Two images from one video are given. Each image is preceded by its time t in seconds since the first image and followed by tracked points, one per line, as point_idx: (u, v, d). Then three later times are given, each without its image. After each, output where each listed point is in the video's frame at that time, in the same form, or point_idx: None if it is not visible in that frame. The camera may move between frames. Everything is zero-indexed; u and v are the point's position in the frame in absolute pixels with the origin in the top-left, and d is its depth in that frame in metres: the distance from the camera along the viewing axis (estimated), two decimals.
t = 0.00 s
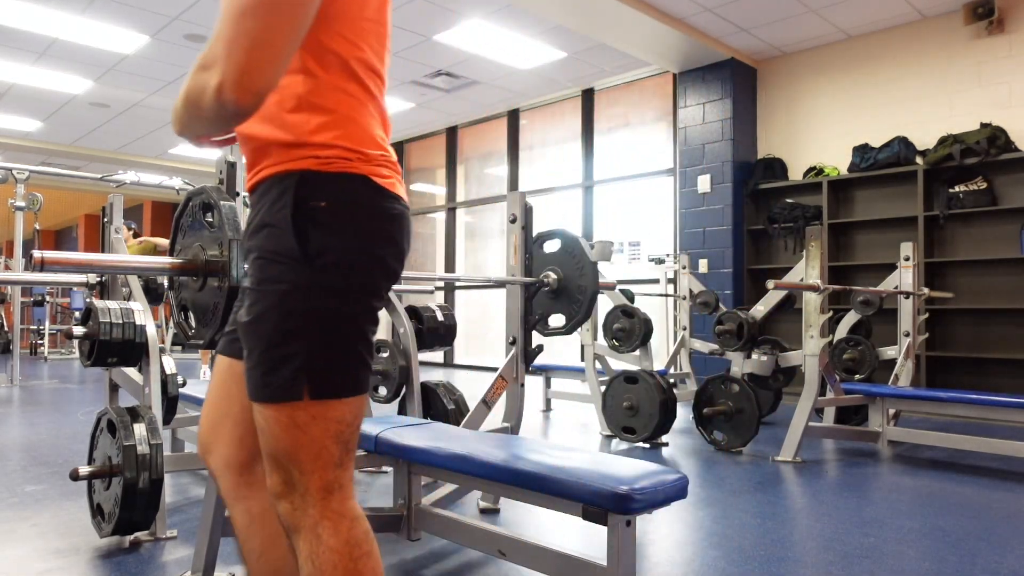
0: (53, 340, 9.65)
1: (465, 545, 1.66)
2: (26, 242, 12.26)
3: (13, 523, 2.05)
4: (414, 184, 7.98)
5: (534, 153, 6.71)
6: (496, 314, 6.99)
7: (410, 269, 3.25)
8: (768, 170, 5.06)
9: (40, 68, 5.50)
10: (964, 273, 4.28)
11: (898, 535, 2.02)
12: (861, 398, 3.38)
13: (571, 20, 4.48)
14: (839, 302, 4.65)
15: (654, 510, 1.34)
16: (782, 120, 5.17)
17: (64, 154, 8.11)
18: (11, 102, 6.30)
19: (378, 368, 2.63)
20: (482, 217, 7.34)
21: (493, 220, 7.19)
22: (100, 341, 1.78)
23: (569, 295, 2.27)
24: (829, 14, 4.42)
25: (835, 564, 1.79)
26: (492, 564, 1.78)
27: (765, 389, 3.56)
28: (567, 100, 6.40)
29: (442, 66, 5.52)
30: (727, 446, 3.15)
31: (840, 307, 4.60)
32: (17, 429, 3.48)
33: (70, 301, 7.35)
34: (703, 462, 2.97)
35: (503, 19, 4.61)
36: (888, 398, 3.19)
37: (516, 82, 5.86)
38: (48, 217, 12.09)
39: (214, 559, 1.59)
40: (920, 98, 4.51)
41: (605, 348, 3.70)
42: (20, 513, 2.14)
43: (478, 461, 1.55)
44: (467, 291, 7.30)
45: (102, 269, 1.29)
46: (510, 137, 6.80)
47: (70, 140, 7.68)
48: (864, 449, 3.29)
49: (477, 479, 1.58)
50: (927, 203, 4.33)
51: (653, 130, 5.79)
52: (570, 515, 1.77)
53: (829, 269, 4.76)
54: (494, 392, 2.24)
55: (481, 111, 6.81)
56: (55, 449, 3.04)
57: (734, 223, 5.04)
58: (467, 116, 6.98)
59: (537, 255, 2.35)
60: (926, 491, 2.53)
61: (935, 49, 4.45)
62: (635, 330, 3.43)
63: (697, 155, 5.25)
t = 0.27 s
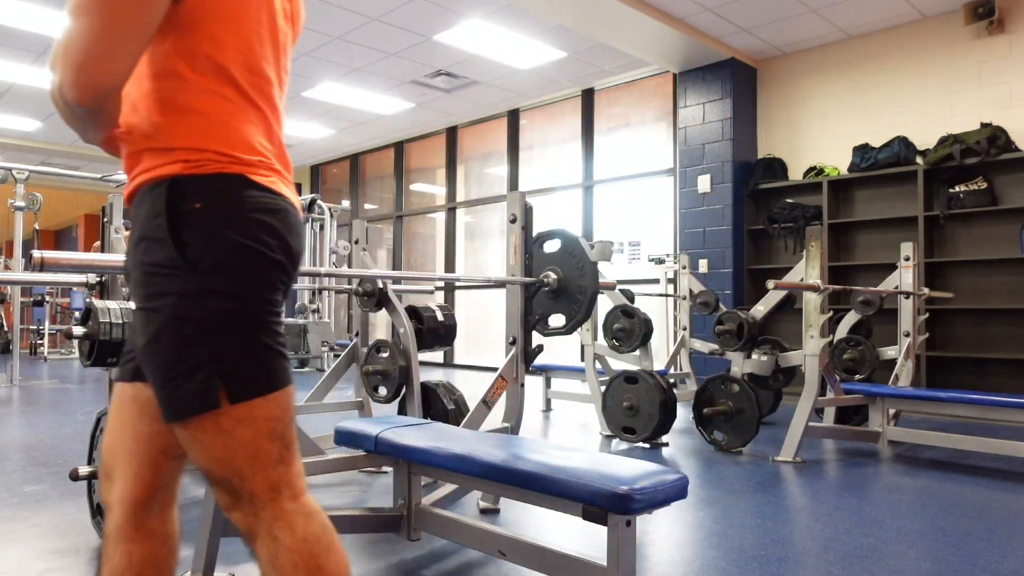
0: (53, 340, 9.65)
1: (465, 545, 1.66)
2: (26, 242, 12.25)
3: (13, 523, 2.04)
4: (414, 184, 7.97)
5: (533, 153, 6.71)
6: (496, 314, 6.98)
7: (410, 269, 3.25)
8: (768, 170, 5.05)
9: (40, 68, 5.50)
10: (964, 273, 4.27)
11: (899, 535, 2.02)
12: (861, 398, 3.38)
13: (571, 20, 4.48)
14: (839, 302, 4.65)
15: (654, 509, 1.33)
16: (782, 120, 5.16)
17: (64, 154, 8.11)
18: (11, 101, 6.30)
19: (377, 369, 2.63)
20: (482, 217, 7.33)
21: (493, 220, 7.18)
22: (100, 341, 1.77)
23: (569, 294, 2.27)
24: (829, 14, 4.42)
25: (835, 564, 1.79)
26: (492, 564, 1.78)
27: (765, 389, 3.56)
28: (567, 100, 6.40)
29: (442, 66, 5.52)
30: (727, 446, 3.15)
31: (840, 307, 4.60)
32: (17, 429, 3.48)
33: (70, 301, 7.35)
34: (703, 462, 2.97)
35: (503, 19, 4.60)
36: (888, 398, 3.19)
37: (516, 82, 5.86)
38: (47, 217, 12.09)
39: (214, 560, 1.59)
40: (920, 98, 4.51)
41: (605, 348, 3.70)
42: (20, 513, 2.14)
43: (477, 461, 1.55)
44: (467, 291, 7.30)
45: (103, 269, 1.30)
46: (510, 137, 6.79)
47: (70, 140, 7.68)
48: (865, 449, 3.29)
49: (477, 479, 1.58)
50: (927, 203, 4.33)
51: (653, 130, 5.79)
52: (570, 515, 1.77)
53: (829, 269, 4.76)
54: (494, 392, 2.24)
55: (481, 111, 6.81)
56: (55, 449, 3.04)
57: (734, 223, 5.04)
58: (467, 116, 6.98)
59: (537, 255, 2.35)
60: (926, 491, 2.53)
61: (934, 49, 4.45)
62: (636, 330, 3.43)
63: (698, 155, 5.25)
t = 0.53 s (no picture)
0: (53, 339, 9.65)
1: (465, 545, 1.66)
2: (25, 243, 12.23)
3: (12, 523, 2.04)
4: (414, 184, 7.97)
5: (534, 153, 6.71)
6: (496, 314, 6.98)
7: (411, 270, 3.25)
8: (768, 170, 5.05)
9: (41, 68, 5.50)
10: (964, 273, 4.27)
11: (899, 535, 2.02)
12: (861, 398, 3.38)
13: (571, 20, 4.48)
14: (839, 302, 4.65)
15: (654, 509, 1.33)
16: (782, 120, 5.17)
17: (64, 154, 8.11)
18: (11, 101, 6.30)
19: (378, 369, 2.63)
20: (482, 217, 7.33)
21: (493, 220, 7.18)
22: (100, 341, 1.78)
23: (569, 294, 2.27)
24: (829, 14, 4.42)
25: (835, 564, 1.79)
26: (492, 564, 1.78)
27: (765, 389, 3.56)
28: (567, 100, 6.40)
29: (442, 66, 5.51)
30: (727, 446, 3.15)
31: (840, 307, 4.60)
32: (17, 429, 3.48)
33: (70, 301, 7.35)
34: (703, 462, 2.97)
35: (503, 19, 4.60)
36: (889, 398, 3.19)
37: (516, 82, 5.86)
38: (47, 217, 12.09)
39: (214, 560, 1.59)
40: (920, 98, 4.51)
41: (605, 348, 3.70)
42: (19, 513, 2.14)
43: (477, 461, 1.55)
44: (467, 290, 7.30)
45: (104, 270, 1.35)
46: (510, 137, 6.79)
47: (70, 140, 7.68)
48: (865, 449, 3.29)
49: (477, 479, 1.58)
50: (927, 203, 4.33)
51: (653, 130, 5.79)
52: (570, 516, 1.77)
53: (829, 269, 4.76)
54: (494, 392, 2.24)
55: (481, 111, 6.80)
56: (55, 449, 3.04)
57: (734, 223, 5.04)
58: (468, 116, 6.97)
59: (537, 255, 2.34)
60: (926, 491, 2.53)
61: (934, 49, 4.45)
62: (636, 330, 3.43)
63: (697, 155, 5.25)
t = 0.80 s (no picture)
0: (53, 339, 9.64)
1: (465, 545, 1.66)
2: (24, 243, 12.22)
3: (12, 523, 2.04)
4: (414, 184, 7.97)
5: (534, 153, 6.71)
6: (496, 314, 6.99)
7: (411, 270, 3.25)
8: (768, 169, 5.05)
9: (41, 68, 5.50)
10: (964, 273, 4.27)
11: (898, 535, 2.02)
12: (861, 398, 3.37)
13: (571, 20, 4.47)
14: (839, 302, 4.65)
15: (654, 509, 1.33)
16: (782, 120, 5.17)
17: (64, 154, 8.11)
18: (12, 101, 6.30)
19: (377, 369, 2.63)
20: (482, 217, 7.33)
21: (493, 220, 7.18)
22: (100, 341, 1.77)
23: (569, 295, 2.27)
24: (829, 14, 4.42)
25: (835, 564, 1.79)
26: (492, 564, 1.78)
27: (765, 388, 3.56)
28: (567, 100, 6.40)
29: (442, 66, 5.51)
30: (727, 446, 3.15)
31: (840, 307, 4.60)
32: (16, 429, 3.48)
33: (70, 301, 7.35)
34: (703, 462, 2.97)
35: (503, 19, 4.60)
36: (889, 398, 3.19)
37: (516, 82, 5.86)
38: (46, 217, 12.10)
39: (213, 560, 1.59)
40: (920, 98, 4.51)
41: (605, 348, 3.70)
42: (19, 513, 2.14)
43: (477, 461, 1.55)
44: (467, 290, 7.30)
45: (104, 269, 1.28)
46: (510, 137, 6.79)
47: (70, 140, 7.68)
48: (865, 449, 3.29)
49: (477, 480, 1.58)
50: (928, 203, 4.33)
51: (653, 130, 5.79)
52: (570, 516, 1.77)
53: (829, 269, 4.76)
54: (494, 393, 2.24)
55: (481, 111, 6.81)
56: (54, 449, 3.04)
57: (734, 223, 5.04)
58: (468, 116, 6.98)
59: (537, 255, 2.34)
60: (926, 491, 2.53)
61: (934, 49, 4.45)
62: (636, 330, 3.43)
63: (697, 155, 5.25)
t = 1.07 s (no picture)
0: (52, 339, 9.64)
1: (465, 545, 1.66)
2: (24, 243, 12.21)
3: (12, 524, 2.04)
4: (414, 184, 7.97)
5: (534, 153, 6.71)
6: (496, 314, 6.99)
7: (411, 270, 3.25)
8: (768, 170, 5.05)
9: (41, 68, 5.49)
10: (964, 273, 4.27)
11: (899, 535, 2.02)
12: (861, 398, 3.37)
13: (571, 20, 4.48)
14: (839, 302, 4.65)
15: (655, 510, 1.33)
16: (781, 120, 5.17)
17: (64, 154, 8.11)
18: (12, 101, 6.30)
19: (377, 369, 2.63)
20: (482, 217, 7.33)
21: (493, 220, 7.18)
22: (101, 341, 1.78)
23: (569, 294, 2.26)
24: (829, 14, 4.42)
25: (835, 564, 1.79)
26: (492, 564, 1.78)
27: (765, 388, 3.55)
28: (567, 100, 6.40)
29: (442, 66, 5.52)
30: (727, 446, 3.15)
31: (840, 307, 4.60)
32: (16, 429, 3.48)
33: (70, 301, 7.34)
34: (703, 462, 2.97)
35: (503, 19, 4.60)
36: (889, 398, 3.19)
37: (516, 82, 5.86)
38: (47, 217, 12.09)
39: (213, 560, 1.59)
40: (920, 98, 4.51)
41: (605, 348, 3.70)
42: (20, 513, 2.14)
43: (478, 461, 1.55)
44: (467, 291, 7.30)
45: (105, 268, 1.28)
46: (510, 137, 6.79)
47: (70, 140, 7.68)
48: (865, 449, 3.29)
49: (478, 480, 1.58)
50: (928, 203, 4.33)
51: (652, 130, 5.79)
52: (570, 516, 1.77)
53: (829, 269, 4.76)
54: (494, 393, 2.24)
55: (481, 111, 6.81)
56: (54, 449, 3.04)
57: (734, 223, 5.04)
58: (467, 116, 6.98)
59: (537, 256, 2.34)
60: (925, 491, 2.53)
61: (934, 49, 4.45)
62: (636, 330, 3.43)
63: (697, 155, 5.25)
